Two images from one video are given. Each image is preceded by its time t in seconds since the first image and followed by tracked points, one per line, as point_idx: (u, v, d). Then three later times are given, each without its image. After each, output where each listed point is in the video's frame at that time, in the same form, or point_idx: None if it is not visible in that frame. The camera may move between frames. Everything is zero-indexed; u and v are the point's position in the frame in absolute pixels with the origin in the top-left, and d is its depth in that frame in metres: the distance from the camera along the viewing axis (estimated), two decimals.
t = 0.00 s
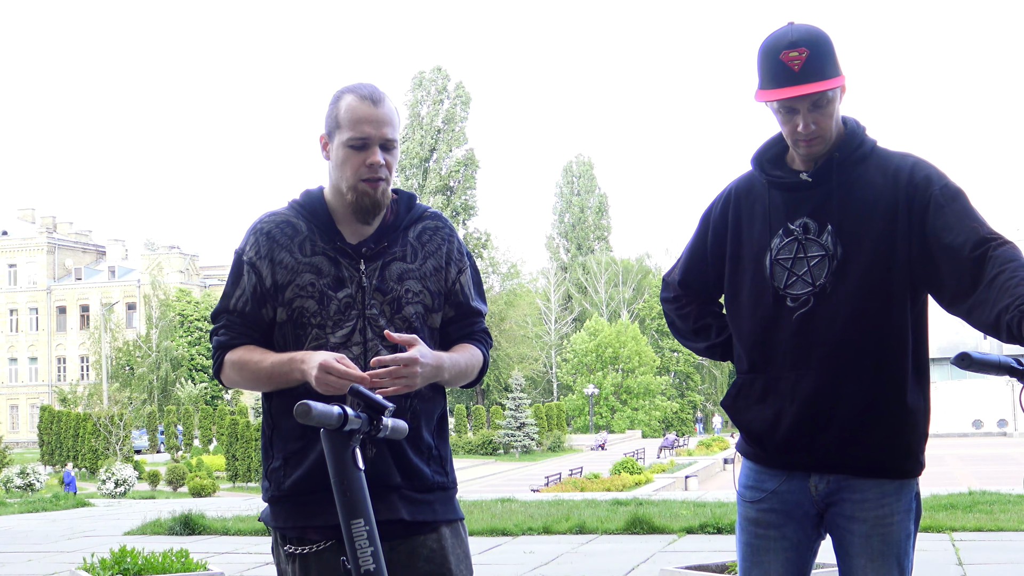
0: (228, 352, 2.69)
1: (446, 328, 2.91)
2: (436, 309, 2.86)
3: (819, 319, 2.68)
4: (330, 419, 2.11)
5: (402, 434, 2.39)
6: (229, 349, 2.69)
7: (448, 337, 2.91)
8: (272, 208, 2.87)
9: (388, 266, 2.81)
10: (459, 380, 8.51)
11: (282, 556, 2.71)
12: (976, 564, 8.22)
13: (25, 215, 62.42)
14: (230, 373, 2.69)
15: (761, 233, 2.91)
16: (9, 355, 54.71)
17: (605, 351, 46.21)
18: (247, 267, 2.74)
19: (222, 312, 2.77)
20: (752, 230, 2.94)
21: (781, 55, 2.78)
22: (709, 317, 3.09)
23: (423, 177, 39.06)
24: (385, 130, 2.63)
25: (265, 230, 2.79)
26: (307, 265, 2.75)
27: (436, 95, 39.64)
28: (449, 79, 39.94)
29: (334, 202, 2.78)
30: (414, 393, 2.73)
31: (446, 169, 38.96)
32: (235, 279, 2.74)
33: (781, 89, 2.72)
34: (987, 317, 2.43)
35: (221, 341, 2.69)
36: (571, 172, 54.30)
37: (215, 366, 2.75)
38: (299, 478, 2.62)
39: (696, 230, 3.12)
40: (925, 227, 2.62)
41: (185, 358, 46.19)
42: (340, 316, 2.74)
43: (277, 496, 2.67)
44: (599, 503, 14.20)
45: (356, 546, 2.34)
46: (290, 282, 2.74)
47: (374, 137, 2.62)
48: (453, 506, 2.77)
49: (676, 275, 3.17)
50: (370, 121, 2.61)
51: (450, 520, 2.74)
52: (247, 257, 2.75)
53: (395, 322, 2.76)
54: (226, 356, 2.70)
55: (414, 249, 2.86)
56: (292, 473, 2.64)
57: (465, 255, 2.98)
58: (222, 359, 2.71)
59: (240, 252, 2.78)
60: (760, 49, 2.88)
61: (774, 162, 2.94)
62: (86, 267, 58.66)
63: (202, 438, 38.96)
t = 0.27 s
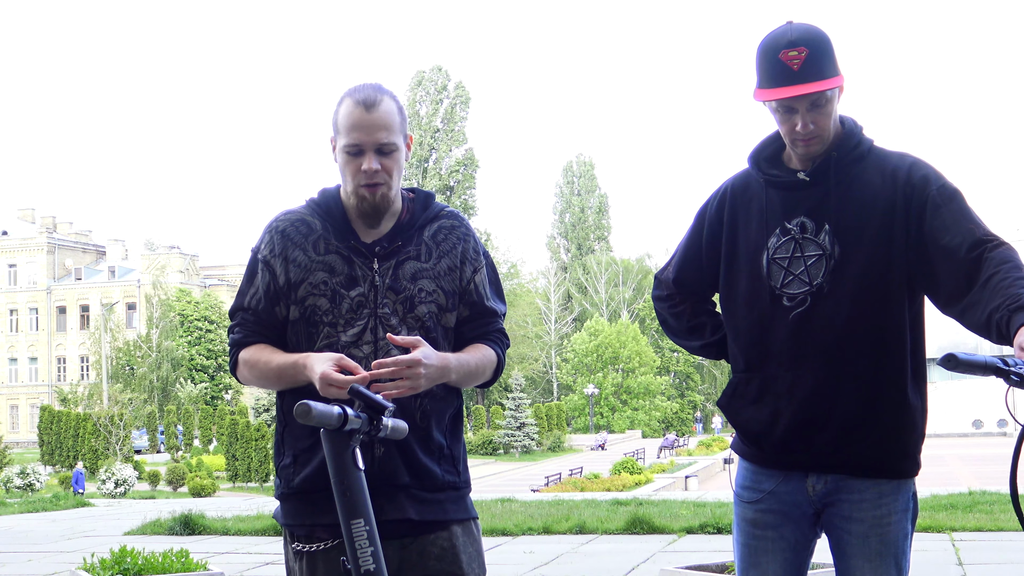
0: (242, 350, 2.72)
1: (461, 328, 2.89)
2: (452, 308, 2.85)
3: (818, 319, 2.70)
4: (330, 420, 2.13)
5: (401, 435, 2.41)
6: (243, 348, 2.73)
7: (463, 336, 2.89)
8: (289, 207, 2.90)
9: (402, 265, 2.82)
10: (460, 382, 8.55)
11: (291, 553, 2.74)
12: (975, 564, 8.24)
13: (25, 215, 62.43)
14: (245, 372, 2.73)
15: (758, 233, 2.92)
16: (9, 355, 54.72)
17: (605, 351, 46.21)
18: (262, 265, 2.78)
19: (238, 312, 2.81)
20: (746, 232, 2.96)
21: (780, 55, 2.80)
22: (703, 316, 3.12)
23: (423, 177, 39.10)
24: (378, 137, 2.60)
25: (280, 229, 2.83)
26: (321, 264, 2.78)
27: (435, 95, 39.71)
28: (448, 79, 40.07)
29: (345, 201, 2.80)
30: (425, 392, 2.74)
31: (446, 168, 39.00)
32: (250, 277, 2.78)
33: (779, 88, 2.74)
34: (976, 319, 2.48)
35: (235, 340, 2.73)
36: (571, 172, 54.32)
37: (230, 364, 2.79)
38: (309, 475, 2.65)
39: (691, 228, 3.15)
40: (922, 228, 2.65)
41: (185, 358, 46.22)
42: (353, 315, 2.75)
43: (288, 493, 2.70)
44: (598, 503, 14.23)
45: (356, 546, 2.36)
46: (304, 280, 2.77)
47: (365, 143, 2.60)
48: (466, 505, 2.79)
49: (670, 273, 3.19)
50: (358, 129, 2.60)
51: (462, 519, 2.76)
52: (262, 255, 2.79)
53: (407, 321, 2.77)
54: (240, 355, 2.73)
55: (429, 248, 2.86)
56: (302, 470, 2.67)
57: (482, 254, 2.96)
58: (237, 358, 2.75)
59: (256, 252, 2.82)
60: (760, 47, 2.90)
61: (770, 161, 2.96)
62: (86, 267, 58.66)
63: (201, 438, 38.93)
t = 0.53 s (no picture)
0: (244, 352, 2.74)
1: (463, 326, 2.86)
2: (454, 307, 2.83)
3: (817, 319, 2.70)
4: (329, 419, 2.13)
5: (402, 435, 2.41)
6: (247, 351, 2.74)
7: (465, 335, 2.87)
8: (291, 209, 2.91)
9: (402, 265, 2.81)
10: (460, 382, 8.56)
11: (292, 552, 2.74)
12: (975, 564, 8.24)
13: (25, 215, 62.41)
14: (248, 375, 2.74)
15: (756, 233, 2.92)
16: (9, 355, 54.72)
17: (606, 351, 46.19)
18: (264, 269, 2.80)
19: (241, 316, 2.83)
20: (745, 233, 2.96)
21: (778, 55, 2.81)
22: (703, 318, 3.12)
23: (422, 176, 39.07)
24: (359, 144, 2.58)
25: (281, 232, 2.85)
26: (321, 266, 2.79)
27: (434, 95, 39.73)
28: (447, 78, 40.12)
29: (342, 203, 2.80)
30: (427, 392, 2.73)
31: (446, 168, 39.02)
32: (253, 281, 2.80)
33: (777, 89, 2.74)
34: (973, 322, 2.50)
35: (237, 343, 2.75)
36: (571, 172, 54.31)
37: (234, 366, 2.81)
38: (309, 476, 2.65)
39: (690, 229, 3.14)
40: (921, 228, 2.66)
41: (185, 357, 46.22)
42: (353, 316, 2.76)
43: (290, 493, 2.70)
44: (598, 503, 14.23)
45: (356, 546, 2.36)
46: (305, 282, 2.78)
47: (346, 151, 2.59)
48: (469, 505, 2.78)
49: (669, 275, 3.18)
50: (338, 137, 2.59)
51: (465, 519, 2.76)
52: (264, 258, 2.81)
53: (408, 321, 2.76)
54: (244, 357, 2.75)
55: (429, 247, 2.84)
56: (302, 470, 2.67)
57: (485, 252, 2.93)
58: (240, 361, 2.76)
59: (258, 255, 2.84)
60: (757, 47, 2.90)
61: (768, 161, 2.96)
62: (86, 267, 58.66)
63: (201, 438, 38.90)
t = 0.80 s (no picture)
0: (238, 357, 2.75)
1: (456, 327, 2.86)
2: (447, 307, 2.82)
3: (818, 319, 2.70)
4: (330, 419, 2.13)
5: (400, 434, 2.41)
6: (242, 355, 2.75)
7: (458, 335, 2.86)
8: (282, 213, 2.92)
9: (394, 266, 2.80)
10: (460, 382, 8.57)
11: (287, 552, 2.74)
12: (974, 564, 8.24)
13: (25, 216, 62.42)
14: (245, 379, 2.74)
15: (756, 234, 2.92)
16: (9, 355, 54.71)
17: (606, 351, 46.18)
18: (257, 273, 2.80)
19: (235, 320, 2.84)
20: (745, 234, 2.95)
21: (778, 54, 2.80)
22: (703, 319, 3.12)
23: (422, 176, 39.09)
24: (343, 147, 2.57)
25: (274, 235, 2.85)
26: (314, 268, 2.79)
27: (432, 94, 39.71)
28: (446, 78, 40.13)
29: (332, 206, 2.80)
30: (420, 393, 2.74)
31: (445, 168, 39.06)
32: (246, 284, 2.80)
33: (778, 88, 2.74)
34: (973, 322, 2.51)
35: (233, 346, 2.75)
36: (571, 172, 54.32)
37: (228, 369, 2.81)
38: (304, 477, 2.65)
39: (690, 230, 3.13)
40: (922, 227, 2.66)
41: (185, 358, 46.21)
42: (346, 317, 2.76)
43: (284, 494, 2.70)
44: (598, 503, 14.24)
45: (356, 546, 2.36)
46: (297, 285, 2.78)
47: (331, 154, 2.58)
48: (464, 504, 2.79)
49: (670, 277, 3.18)
50: (323, 140, 2.58)
51: (460, 519, 2.76)
52: (255, 262, 2.82)
53: (402, 321, 2.75)
54: (240, 361, 2.75)
55: (421, 247, 2.84)
56: (296, 471, 2.67)
57: (475, 250, 2.93)
58: (235, 365, 2.77)
59: (250, 259, 2.85)
60: (756, 47, 2.90)
61: (767, 162, 2.96)
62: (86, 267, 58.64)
63: (202, 438, 38.87)
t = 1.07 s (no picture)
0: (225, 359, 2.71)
1: (446, 327, 2.82)
2: (436, 307, 2.78)
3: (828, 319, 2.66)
4: (330, 420, 2.10)
5: (400, 435, 2.37)
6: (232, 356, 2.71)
7: (449, 336, 2.82)
8: (271, 214, 2.87)
9: (384, 266, 2.77)
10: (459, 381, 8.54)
11: (279, 553, 2.70)
12: (974, 564, 8.20)
13: (25, 216, 62.37)
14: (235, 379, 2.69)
15: (763, 234, 2.88)
16: (9, 355, 54.67)
17: (606, 351, 46.14)
18: (246, 274, 2.77)
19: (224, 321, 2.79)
20: (751, 235, 2.92)
21: (789, 51, 2.76)
22: (708, 320, 3.08)
23: (421, 176, 39.07)
24: (324, 151, 2.54)
25: (262, 237, 2.81)
26: (303, 269, 2.75)
27: (430, 94, 39.63)
28: (444, 78, 40.08)
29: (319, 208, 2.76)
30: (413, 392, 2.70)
31: (445, 168, 39.04)
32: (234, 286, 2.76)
33: (788, 85, 2.69)
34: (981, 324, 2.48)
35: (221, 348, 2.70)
36: (571, 172, 54.28)
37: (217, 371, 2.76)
38: (295, 478, 2.61)
39: (694, 230, 3.09)
40: (930, 228, 2.63)
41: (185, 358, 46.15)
42: (336, 317, 2.72)
43: (276, 495, 2.66)
44: (598, 503, 14.20)
45: (356, 545, 2.32)
46: (286, 286, 2.75)
47: (313, 158, 2.56)
48: (455, 505, 2.75)
49: (673, 278, 3.14)
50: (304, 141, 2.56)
51: (451, 519, 2.72)
52: (243, 264, 2.78)
53: (392, 322, 2.72)
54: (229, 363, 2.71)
55: (410, 248, 2.80)
56: (288, 471, 2.63)
57: (466, 250, 2.89)
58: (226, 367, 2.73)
59: (239, 261, 2.81)
60: (765, 45, 2.86)
61: (773, 162, 2.92)
62: (86, 267, 58.60)
63: (202, 438, 38.82)
